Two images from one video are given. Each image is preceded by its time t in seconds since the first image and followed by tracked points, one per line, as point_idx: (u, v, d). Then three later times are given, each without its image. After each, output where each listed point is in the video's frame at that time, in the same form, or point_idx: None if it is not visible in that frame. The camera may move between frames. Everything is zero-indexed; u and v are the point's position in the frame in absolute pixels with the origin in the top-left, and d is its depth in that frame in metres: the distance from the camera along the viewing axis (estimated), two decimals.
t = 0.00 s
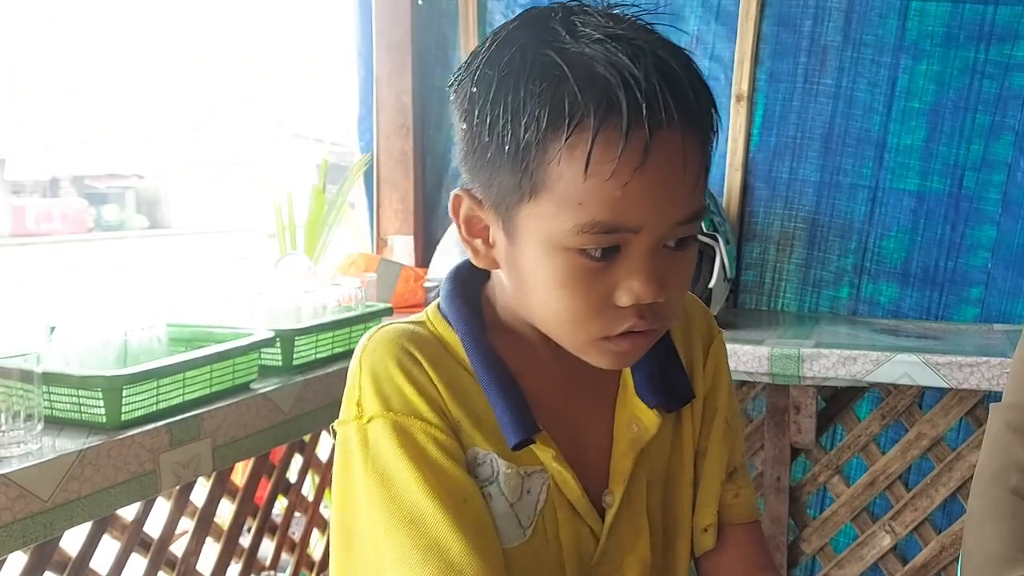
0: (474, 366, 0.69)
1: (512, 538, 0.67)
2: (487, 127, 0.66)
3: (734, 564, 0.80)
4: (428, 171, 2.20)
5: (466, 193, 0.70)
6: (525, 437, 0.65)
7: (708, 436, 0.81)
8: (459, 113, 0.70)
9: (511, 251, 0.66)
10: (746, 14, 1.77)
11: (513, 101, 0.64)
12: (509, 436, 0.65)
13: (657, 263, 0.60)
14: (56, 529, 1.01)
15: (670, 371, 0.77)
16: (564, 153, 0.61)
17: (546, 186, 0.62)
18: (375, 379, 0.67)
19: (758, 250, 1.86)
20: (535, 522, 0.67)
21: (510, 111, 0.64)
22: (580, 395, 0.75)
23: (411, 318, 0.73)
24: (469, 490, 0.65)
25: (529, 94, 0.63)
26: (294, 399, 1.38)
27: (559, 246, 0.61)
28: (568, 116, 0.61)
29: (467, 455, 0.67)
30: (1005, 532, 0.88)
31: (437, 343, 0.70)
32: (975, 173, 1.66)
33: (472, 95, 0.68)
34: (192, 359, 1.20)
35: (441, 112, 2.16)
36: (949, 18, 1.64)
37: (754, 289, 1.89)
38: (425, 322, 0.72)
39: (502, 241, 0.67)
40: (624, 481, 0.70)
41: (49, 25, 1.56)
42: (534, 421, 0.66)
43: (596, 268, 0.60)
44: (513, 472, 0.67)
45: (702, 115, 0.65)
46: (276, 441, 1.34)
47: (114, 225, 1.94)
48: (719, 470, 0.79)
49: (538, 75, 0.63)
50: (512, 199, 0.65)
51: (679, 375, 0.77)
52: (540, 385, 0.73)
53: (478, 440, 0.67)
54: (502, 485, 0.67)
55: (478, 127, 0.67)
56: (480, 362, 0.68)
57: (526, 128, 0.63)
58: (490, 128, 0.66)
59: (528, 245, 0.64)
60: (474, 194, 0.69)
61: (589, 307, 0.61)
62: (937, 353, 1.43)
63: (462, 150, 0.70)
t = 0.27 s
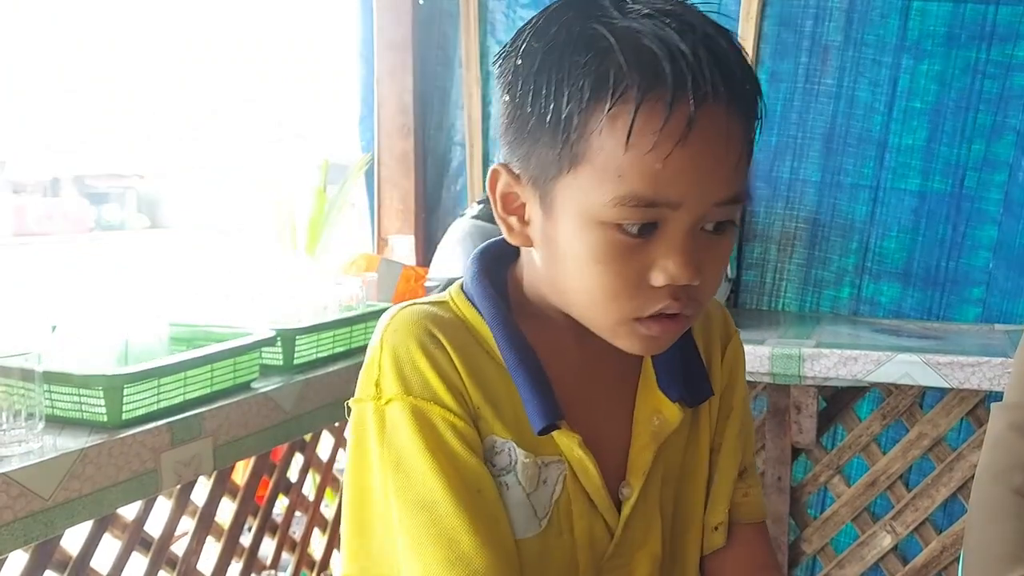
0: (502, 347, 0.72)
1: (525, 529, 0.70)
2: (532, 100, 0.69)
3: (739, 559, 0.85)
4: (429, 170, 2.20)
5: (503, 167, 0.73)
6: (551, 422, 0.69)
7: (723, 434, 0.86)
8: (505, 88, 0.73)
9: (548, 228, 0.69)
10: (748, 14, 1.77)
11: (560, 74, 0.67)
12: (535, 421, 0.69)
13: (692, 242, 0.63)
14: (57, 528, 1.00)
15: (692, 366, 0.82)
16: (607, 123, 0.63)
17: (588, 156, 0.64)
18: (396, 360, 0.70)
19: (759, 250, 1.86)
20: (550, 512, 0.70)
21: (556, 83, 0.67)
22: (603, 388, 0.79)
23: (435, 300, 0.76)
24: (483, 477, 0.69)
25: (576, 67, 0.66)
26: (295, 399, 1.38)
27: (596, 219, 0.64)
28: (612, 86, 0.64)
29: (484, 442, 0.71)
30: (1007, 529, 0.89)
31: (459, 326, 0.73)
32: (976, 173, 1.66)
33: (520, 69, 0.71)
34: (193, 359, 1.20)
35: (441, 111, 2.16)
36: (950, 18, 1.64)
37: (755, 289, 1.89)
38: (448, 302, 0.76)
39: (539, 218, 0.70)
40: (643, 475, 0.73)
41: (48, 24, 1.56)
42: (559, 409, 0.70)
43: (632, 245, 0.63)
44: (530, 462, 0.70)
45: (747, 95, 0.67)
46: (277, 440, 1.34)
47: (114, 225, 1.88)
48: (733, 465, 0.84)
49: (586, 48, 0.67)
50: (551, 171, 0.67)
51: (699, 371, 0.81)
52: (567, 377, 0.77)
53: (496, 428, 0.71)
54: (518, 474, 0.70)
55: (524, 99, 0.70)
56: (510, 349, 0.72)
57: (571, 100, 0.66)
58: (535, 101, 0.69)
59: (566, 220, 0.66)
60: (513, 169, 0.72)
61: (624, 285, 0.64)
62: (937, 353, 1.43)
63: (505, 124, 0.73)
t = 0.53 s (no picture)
0: (523, 346, 0.74)
1: (543, 526, 0.71)
2: (559, 94, 0.73)
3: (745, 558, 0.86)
4: (430, 169, 2.19)
5: (527, 167, 0.77)
6: (571, 427, 0.70)
7: (731, 434, 0.87)
8: (525, 86, 0.77)
9: (579, 223, 0.72)
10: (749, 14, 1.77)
11: (585, 67, 0.71)
12: (556, 424, 0.71)
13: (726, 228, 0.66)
14: (57, 526, 1.01)
15: (704, 367, 0.83)
16: (639, 107, 0.67)
17: (621, 142, 0.68)
18: (415, 350, 0.71)
19: (760, 250, 1.86)
20: (568, 512, 0.72)
21: (585, 73, 0.71)
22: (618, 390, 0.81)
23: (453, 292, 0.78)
24: (499, 470, 0.70)
25: (602, 56, 0.70)
26: (296, 398, 1.38)
27: (634, 207, 0.67)
28: (641, 70, 0.68)
29: (503, 439, 0.72)
30: (1009, 529, 0.89)
31: (480, 320, 0.75)
32: (976, 172, 1.66)
33: (542, 65, 0.75)
34: (194, 357, 1.20)
35: (442, 110, 2.16)
36: (950, 17, 1.64)
37: (756, 288, 1.90)
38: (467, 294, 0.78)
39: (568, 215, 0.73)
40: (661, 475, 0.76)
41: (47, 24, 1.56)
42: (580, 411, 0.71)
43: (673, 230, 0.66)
44: (549, 459, 0.72)
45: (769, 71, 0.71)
46: (278, 439, 1.35)
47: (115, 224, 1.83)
48: (740, 464, 0.86)
49: (609, 39, 0.71)
50: (584, 161, 0.71)
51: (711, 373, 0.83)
52: (586, 377, 0.80)
53: (514, 424, 0.72)
54: (538, 470, 0.71)
55: (549, 93, 0.74)
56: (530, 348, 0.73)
57: (599, 88, 0.70)
58: (562, 95, 0.73)
59: (603, 212, 0.69)
60: (538, 166, 0.76)
61: (663, 272, 0.67)
62: (938, 352, 1.43)
63: (528, 121, 0.77)
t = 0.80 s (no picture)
0: (509, 352, 0.74)
1: (533, 531, 0.71)
2: (548, 96, 0.73)
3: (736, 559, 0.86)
4: (429, 170, 2.20)
5: (515, 170, 0.76)
6: (558, 430, 0.70)
7: (718, 436, 0.87)
8: (513, 89, 0.77)
9: (568, 224, 0.72)
10: (748, 16, 1.77)
11: (575, 69, 0.71)
12: (543, 428, 0.70)
13: (715, 227, 0.67)
14: (56, 528, 1.01)
15: (688, 371, 0.83)
16: (631, 108, 0.67)
17: (613, 142, 0.68)
18: (404, 360, 0.71)
19: (759, 250, 1.85)
20: (557, 517, 0.72)
21: (575, 74, 0.71)
22: (604, 394, 0.81)
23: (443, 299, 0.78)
24: (489, 476, 0.70)
25: (592, 58, 0.71)
26: (295, 399, 1.38)
27: (626, 207, 0.67)
28: (632, 71, 0.68)
29: (493, 444, 0.72)
30: (1005, 531, 0.89)
31: (468, 326, 0.75)
32: (976, 173, 1.66)
33: (530, 68, 0.75)
34: (192, 359, 1.20)
35: (441, 111, 2.16)
36: (950, 19, 1.64)
37: (755, 289, 1.89)
38: (456, 302, 0.78)
39: (557, 217, 0.73)
40: (646, 479, 0.76)
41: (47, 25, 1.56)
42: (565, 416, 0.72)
43: (662, 228, 0.67)
44: (538, 465, 0.72)
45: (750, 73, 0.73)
46: (277, 440, 1.35)
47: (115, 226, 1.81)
48: (728, 467, 0.86)
49: (598, 40, 0.71)
50: (574, 164, 0.71)
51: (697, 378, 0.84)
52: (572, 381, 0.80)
53: (504, 430, 0.72)
54: (527, 476, 0.71)
55: (538, 95, 0.74)
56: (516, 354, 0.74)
57: (590, 90, 0.70)
58: (552, 97, 0.73)
59: (593, 212, 0.70)
60: (527, 170, 0.75)
61: (653, 271, 0.67)
62: (937, 353, 1.43)
63: (516, 124, 0.77)
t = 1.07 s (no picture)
0: (501, 351, 0.74)
1: (525, 527, 0.72)
2: (541, 96, 0.73)
3: (735, 555, 0.86)
4: (432, 168, 2.20)
5: (508, 168, 0.77)
6: (548, 428, 0.71)
7: (713, 432, 0.87)
8: (507, 88, 0.77)
9: (559, 223, 0.72)
10: (751, 15, 1.76)
11: (568, 69, 0.72)
12: (532, 427, 0.71)
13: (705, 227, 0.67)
14: (58, 525, 1.01)
15: (682, 370, 0.84)
16: (621, 109, 0.68)
17: (603, 143, 0.68)
18: (400, 359, 0.72)
19: (761, 249, 1.85)
20: (549, 512, 0.73)
21: (568, 75, 0.72)
22: (596, 390, 0.81)
23: (437, 301, 0.79)
24: (484, 472, 0.70)
25: (584, 60, 0.71)
26: (297, 397, 1.38)
27: (615, 206, 0.67)
28: (623, 73, 0.69)
29: (486, 442, 0.72)
30: (1007, 528, 0.89)
31: (461, 327, 0.75)
32: (978, 172, 1.66)
33: (524, 69, 0.75)
34: (194, 356, 1.20)
35: (444, 109, 2.17)
36: (952, 18, 1.64)
37: (757, 289, 1.89)
38: (450, 304, 0.78)
39: (549, 215, 0.73)
40: (638, 475, 0.76)
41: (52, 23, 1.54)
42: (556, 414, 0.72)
43: (648, 230, 0.67)
44: (532, 461, 0.72)
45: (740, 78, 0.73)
46: (279, 438, 1.35)
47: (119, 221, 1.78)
48: (724, 463, 0.86)
49: (590, 42, 0.72)
50: (564, 164, 0.71)
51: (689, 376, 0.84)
52: (565, 379, 0.80)
53: (497, 427, 0.72)
54: (521, 472, 0.71)
55: (531, 95, 0.74)
56: (508, 353, 0.74)
57: (581, 91, 0.70)
58: (544, 97, 0.73)
59: (579, 211, 0.70)
60: (519, 169, 0.76)
61: (645, 270, 0.67)
62: (939, 353, 1.43)
63: (509, 124, 0.77)
